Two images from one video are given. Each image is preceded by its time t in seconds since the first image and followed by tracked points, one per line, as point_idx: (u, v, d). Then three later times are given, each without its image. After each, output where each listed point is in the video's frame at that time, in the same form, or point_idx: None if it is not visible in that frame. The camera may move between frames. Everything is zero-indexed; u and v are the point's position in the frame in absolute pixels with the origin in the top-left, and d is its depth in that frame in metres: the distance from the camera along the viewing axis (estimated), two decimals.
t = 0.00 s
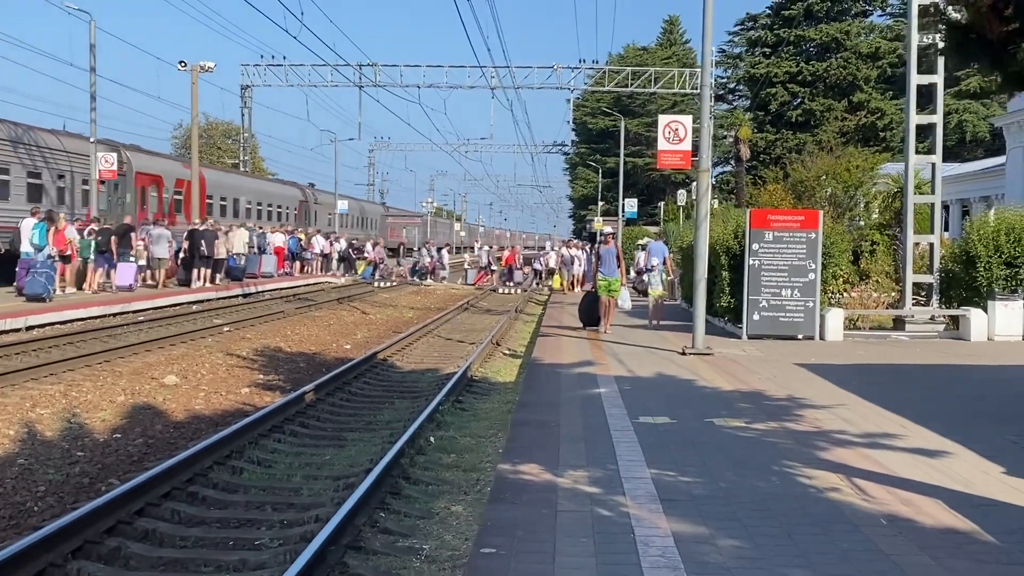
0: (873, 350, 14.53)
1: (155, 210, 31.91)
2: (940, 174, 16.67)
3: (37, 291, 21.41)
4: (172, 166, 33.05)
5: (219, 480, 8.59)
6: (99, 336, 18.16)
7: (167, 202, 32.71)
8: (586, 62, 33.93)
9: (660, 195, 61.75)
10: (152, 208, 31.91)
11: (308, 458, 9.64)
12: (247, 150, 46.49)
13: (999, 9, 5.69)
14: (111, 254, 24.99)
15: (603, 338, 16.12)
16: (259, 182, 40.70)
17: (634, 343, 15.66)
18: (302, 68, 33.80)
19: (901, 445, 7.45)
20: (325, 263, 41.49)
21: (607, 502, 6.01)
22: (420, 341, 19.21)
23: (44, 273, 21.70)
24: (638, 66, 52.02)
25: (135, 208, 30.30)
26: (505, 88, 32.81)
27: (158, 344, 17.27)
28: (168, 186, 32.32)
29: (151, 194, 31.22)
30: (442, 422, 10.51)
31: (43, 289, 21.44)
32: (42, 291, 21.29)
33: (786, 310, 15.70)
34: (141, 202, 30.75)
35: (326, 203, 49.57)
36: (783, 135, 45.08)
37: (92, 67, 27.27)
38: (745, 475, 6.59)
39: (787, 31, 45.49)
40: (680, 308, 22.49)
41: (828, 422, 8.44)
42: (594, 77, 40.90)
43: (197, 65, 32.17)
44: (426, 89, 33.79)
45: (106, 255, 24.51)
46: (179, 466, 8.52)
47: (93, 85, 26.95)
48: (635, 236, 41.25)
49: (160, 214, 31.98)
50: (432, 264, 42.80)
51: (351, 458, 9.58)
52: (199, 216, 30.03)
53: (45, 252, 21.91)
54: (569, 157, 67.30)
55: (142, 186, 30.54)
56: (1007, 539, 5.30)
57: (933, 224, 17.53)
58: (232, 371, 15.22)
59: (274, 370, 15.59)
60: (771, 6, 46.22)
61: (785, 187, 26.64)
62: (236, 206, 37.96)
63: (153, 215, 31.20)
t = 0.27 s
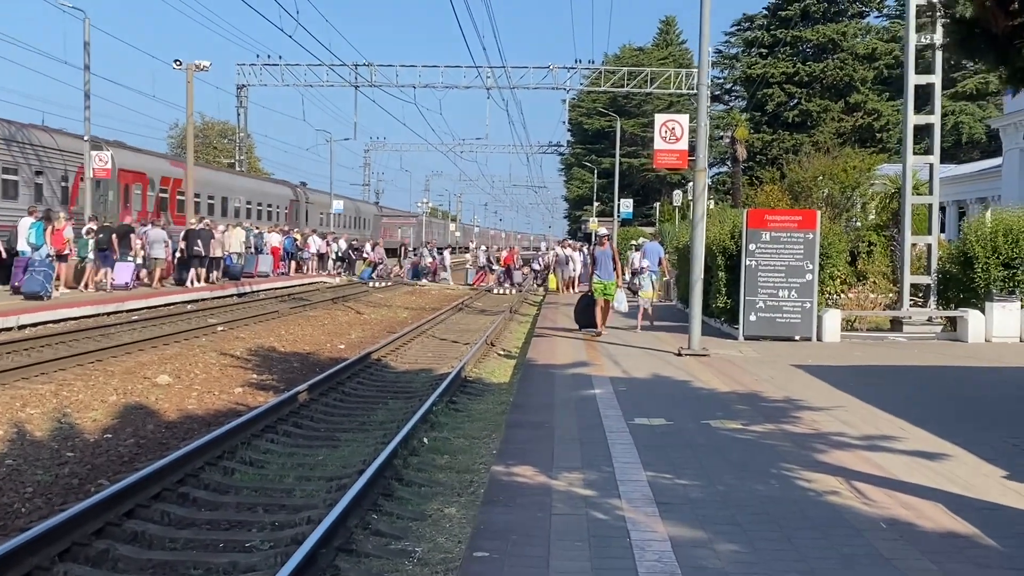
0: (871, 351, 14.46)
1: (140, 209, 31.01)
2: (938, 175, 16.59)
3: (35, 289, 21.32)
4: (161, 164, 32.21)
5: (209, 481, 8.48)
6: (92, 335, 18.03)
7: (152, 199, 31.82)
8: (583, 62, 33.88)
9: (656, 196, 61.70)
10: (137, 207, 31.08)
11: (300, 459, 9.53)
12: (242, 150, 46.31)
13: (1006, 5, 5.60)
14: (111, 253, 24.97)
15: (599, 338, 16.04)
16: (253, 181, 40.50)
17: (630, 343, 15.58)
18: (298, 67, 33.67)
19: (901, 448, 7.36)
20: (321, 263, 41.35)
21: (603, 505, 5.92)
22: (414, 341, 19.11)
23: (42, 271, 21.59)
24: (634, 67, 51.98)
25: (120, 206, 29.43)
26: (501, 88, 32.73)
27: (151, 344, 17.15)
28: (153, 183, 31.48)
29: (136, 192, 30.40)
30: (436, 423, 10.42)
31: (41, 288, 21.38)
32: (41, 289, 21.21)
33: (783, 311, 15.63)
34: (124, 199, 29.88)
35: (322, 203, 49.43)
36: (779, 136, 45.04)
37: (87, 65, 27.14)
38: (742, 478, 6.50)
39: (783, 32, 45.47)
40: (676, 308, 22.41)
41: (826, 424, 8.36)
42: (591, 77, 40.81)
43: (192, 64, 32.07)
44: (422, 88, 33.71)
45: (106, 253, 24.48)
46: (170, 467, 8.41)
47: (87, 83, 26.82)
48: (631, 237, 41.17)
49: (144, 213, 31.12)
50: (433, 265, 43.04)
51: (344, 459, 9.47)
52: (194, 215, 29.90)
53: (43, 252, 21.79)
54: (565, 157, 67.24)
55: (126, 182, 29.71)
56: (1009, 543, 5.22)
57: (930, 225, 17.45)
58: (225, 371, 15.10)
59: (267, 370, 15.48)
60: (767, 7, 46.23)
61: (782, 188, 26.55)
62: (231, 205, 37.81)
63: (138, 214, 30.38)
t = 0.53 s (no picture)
0: (869, 354, 14.35)
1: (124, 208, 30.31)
2: (937, 178, 16.48)
3: (34, 288, 21.14)
4: (146, 161, 31.44)
5: (197, 484, 8.35)
6: (84, 335, 17.88)
7: (137, 198, 31.02)
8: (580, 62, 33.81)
9: (654, 197, 61.60)
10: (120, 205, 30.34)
11: (290, 463, 9.41)
12: (239, 149, 46.13)
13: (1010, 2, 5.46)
14: (109, 252, 24.91)
15: (595, 340, 15.92)
16: (249, 181, 40.31)
17: (626, 345, 15.45)
18: (295, 67, 33.60)
19: (899, 453, 7.25)
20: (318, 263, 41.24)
21: (594, 512, 5.80)
22: (409, 343, 18.98)
23: (41, 270, 21.42)
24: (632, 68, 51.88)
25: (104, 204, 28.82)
26: (498, 88, 32.63)
27: (144, 344, 17.00)
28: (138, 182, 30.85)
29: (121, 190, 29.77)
30: (429, 425, 10.29)
31: (39, 287, 21.23)
32: (39, 289, 21.05)
33: (780, 313, 15.52)
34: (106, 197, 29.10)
35: (319, 203, 49.28)
36: (777, 138, 44.96)
37: (82, 64, 26.99)
38: (737, 484, 6.38)
39: (782, 34, 45.40)
40: (673, 310, 22.28)
41: (823, 429, 8.24)
42: (588, 78, 40.68)
43: (189, 63, 31.93)
44: (419, 89, 33.68)
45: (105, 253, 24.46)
46: (157, 470, 8.28)
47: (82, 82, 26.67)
48: (629, 238, 41.06)
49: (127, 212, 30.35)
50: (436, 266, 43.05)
51: (334, 462, 9.35)
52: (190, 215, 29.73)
53: (43, 252, 21.72)
54: (563, 158, 67.12)
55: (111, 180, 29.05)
56: (1008, 553, 5.10)
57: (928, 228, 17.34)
58: (218, 372, 14.97)
59: (260, 371, 15.34)
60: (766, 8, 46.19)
61: (780, 190, 26.40)
62: (226, 205, 37.63)
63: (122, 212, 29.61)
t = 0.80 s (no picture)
0: (867, 358, 14.24)
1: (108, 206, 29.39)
2: (935, 181, 16.36)
3: (31, 287, 20.95)
4: (133, 160, 30.55)
5: (185, 489, 8.22)
6: (77, 336, 17.75)
7: (121, 197, 30.10)
8: (578, 64, 33.77)
9: (652, 199, 61.52)
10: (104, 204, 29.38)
11: (281, 467, 9.28)
12: (236, 150, 46.00)
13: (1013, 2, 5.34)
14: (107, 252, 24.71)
15: (592, 343, 15.81)
16: (245, 181, 40.13)
17: (622, 349, 15.33)
18: (292, 67, 33.55)
19: (897, 460, 7.13)
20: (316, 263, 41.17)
21: (586, 521, 5.68)
22: (404, 345, 18.84)
23: (38, 270, 21.23)
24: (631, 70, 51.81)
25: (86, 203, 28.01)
26: (495, 89, 32.55)
27: (136, 345, 16.87)
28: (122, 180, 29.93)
29: (105, 189, 28.94)
30: (421, 429, 10.16)
31: (37, 288, 20.98)
32: (37, 289, 20.86)
33: (778, 317, 15.41)
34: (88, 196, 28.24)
35: (317, 204, 49.17)
36: (776, 140, 44.88)
37: (77, 63, 26.87)
38: (732, 492, 6.26)
39: (780, 36, 45.32)
40: (670, 313, 22.19)
41: (820, 435, 8.12)
42: (586, 79, 40.56)
43: (185, 63, 31.80)
44: (417, 90, 33.70)
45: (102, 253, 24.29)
46: (144, 475, 8.14)
47: (77, 81, 26.54)
48: (627, 240, 40.95)
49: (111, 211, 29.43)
50: (439, 267, 43.03)
51: (325, 467, 9.21)
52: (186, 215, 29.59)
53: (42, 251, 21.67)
54: (561, 159, 67.03)
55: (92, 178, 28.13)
56: (1008, 565, 4.98)
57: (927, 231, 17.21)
58: (210, 374, 14.83)
59: (253, 373, 15.21)
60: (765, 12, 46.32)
61: (779, 192, 26.28)
62: (223, 205, 37.46)
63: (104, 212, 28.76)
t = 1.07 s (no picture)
0: (865, 362, 14.15)
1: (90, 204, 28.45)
2: (933, 184, 16.28)
3: (30, 287, 21.03)
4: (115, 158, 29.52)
5: (175, 493, 8.11)
6: (69, 337, 17.63)
7: (103, 195, 29.01)
8: (574, 67, 33.82)
9: (649, 201, 61.47)
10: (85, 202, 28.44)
11: (272, 470, 9.17)
12: (232, 151, 45.86)
13: None
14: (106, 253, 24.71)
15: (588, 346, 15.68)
16: (241, 182, 40.00)
17: (619, 352, 15.24)
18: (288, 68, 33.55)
19: (896, 467, 7.04)
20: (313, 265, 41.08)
21: (581, 528, 5.58)
22: (399, 347, 18.73)
23: (36, 270, 21.32)
24: (628, 72, 51.78)
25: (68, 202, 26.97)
26: (492, 91, 32.52)
27: (129, 346, 16.76)
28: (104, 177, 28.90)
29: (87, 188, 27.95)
30: (415, 433, 10.05)
31: (33, 288, 21.08)
32: (33, 289, 20.91)
33: (775, 320, 15.32)
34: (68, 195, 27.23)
35: (313, 205, 49.03)
36: (772, 143, 44.86)
37: (71, 62, 26.74)
38: (729, 498, 6.16)
39: (778, 39, 45.27)
40: (666, 316, 22.10)
41: (818, 440, 8.03)
42: (583, 82, 40.48)
43: (180, 63, 31.68)
44: (413, 91, 33.77)
45: (100, 254, 24.29)
46: (133, 478, 8.03)
47: (71, 80, 26.38)
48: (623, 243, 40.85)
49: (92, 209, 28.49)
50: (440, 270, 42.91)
51: (317, 470, 9.10)
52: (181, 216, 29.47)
53: (39, 251, 21.55)
54: (557, 162, 66.97)
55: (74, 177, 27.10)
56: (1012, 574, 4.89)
57: (925, 235, 17.13)
58: (202, 376, 14.71)
59: (246, 375, 15.09)
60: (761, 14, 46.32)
61: (776, 196, 26.19)
62: (218, 205, 37.33)
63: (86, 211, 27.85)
